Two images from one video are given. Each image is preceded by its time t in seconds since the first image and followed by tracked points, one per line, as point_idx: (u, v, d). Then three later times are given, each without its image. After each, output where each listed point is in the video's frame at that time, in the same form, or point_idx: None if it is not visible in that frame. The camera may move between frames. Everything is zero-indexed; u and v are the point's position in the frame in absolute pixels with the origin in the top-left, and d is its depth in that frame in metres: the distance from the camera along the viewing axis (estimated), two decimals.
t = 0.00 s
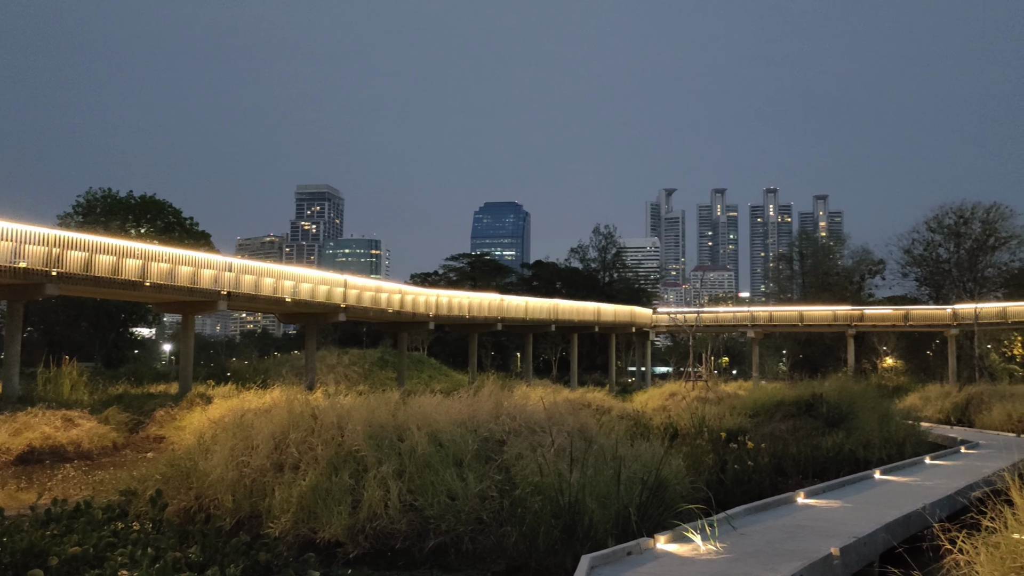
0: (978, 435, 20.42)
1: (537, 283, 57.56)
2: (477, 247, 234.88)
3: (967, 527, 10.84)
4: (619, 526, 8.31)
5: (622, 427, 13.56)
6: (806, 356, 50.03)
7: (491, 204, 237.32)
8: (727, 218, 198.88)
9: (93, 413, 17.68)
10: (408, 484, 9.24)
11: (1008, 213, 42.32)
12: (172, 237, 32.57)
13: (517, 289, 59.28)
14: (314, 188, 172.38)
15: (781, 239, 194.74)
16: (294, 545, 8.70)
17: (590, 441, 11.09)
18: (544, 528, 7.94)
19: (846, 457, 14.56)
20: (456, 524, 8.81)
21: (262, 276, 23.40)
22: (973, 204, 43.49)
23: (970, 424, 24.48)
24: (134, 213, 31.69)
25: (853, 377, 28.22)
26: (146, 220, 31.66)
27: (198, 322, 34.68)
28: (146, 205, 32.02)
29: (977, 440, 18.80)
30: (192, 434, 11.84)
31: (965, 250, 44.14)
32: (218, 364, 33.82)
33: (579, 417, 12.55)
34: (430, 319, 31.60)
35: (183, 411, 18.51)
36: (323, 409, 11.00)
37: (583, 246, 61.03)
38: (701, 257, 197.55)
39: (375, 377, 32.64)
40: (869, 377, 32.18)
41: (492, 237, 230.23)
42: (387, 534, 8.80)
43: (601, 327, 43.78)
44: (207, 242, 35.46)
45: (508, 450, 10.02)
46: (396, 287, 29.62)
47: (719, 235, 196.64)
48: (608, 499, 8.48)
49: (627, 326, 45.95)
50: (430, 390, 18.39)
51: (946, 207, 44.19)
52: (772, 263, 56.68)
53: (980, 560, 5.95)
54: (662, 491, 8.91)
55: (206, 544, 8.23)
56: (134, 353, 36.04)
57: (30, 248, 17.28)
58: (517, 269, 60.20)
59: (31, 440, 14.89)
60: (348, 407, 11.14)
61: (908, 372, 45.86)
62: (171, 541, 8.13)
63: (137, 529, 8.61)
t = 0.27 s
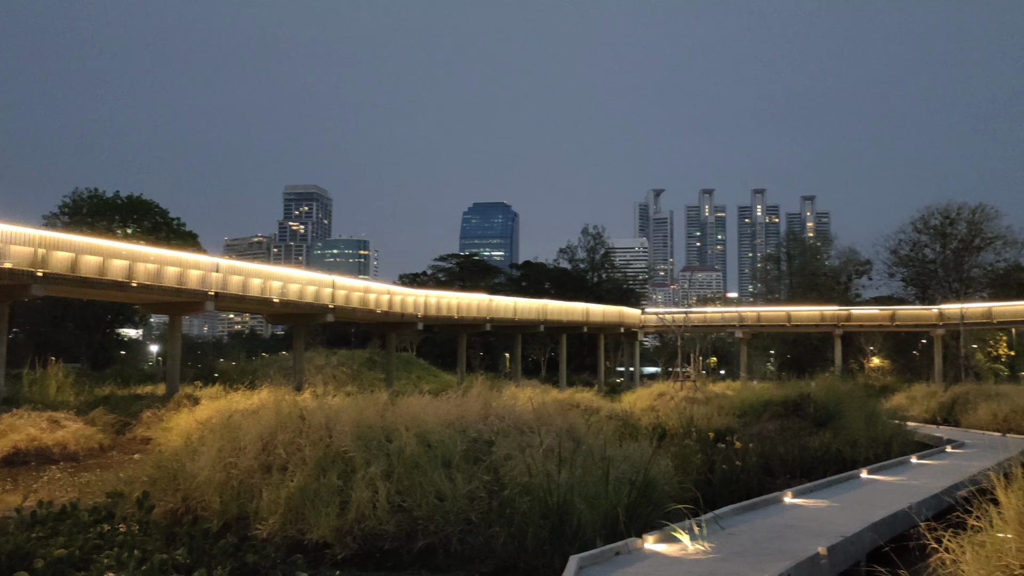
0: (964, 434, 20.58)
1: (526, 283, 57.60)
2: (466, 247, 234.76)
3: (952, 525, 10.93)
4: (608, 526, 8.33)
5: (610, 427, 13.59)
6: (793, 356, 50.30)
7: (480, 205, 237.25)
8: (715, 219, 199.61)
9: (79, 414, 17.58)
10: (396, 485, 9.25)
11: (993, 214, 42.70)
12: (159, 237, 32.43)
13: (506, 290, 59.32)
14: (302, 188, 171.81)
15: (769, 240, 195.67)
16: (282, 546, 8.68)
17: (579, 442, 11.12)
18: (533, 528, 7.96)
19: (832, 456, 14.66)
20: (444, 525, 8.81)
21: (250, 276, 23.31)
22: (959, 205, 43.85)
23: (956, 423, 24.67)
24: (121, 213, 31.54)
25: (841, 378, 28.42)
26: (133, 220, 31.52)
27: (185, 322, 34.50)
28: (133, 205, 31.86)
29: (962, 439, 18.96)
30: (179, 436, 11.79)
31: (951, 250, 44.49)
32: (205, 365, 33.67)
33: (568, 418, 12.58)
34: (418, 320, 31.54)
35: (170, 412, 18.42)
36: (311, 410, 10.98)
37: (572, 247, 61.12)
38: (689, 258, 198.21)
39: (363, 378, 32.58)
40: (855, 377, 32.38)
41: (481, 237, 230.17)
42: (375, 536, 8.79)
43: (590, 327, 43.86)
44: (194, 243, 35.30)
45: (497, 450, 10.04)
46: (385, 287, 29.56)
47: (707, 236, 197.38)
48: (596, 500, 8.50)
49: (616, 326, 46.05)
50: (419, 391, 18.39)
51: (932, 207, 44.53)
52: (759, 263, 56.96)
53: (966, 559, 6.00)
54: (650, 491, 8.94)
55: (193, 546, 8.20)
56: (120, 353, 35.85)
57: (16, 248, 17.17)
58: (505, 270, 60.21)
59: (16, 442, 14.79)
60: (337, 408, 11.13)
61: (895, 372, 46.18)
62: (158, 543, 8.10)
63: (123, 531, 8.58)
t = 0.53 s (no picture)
0: (944, 433, 20.82)
1: (510, 284, 57.63)
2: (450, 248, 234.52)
3: (932, 524, 11.07)
4: (591, 526, 8.37)
5: (594, 427, 13.65)
6: (776, 356, 50.67)
7: (464, 205, 237.10)
8: (698, 219, 200.60)
9: (59, 416, 17.42)
10: (380, 485, 9.25)
11: (973, 214, 43.25)
12: (140, 238, 32.18)
13: (490, 290, 59.34)
14: (285, 188, 170.96)
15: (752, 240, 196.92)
16: (264, 548, 8.66)
17: (563, 442, 11.17)
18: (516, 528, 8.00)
19: (814, 455, 14.81)
20: (427, 526, 8.81)
21: (233, 276, 23.18)
22: (939, 206, 44.37)
23: (936, 422, 24.96)
24: (102, 213, 31.27)
25: (822, 377, 28.67)
26: (114, 220, 31.27)
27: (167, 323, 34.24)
28: (114, 205, 31.60)
29: (942, 438, 19.19)
30: (160, 437, 11.72)
31: (931, 250, 44.98)
32: (186, 366, 33.42)
33: (552, 418, 12.62)
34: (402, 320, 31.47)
35: (151, 413, 18.28)
36: (294, 411, 10.96)
37: (555, 247, 61.22)
38: (672, 258, 199.05)
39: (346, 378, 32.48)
40: (837, 376, 32.68)
41: (465, 237, 230.01)
42: (358, 537, 8.78)
43: (574, 328, 43.97)
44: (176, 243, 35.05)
45: (480, 451, 10.06)
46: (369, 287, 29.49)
47: (690, 236, 198.34)
48: (580, 500, 8.54)
49: (600, 326, 46.18)
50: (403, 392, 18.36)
51: (913, 208, 45.04)
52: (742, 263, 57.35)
53: (946, 556, 6.08)
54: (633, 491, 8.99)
55: (174, 548, 8.16)
56: (101, 354, 35.55)
57: None
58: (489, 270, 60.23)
59: None
60: (319, 409, 11.11)
61: (876, 371, 46.65)
62: (139, 545, 8.07)
63: (104, 533, 8.53)
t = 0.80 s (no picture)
0: (917, 431, 21.12)
1: (488, 284, 57.62)
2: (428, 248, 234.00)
3: (905, 522, 11.23)
4: (567, 526, 8.42)
5: (572, 427, 13.71)
6: (752, 356, 51.14)
7: (442, 205, 236.70)
8: (676, 220, 201.86)
9: (30, 418, 17.18)
10: (356, 487, 9.24)
11: (945, 215, 43.94)
12: (114, 238, 31.81)
13: (468, 291, 59.28)
14: (261, 187, 169.68)
15: (728, 240, 198.50)
16: (240, 550, 8.62)
17: (540, 442, 11.21)
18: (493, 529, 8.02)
19: (789, 455, 14.97)
20: (404, 527, 8.81)
21: (208, 277, 22.97)
22: (912, 207, 45.01)
23: (910, 421, 25.31)
24: (74, 213, 30.87)
25: (798, 377, 28.98)
26: (87, 220, 30.88)
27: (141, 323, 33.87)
28: (87, 205, 31.20)
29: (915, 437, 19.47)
30: (133, 439, 11.61)
31: (904, 251, 45.60)
32: (161, 367, 33.05)
33: (529, 418, 12.66)
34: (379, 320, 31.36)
35: (125, 415, 18.08)
36: (270, 413, 10.91)
37: (533, 248, 61.30)
38: (650, 258, 200.03)
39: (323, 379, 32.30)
40: (813, 376, 33.04)
41: (443, 238, 229.61)
42: (334, 538, 8.76)
43: (552, 328, 44.07)
44: (151, 243, 34.68)
45: (457, 452, 10.07)
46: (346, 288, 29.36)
47: (667, 237, 199.48)
48: (556, 500, 8.58)
49: (577, 327, 46.30)
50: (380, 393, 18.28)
51: (886, 209, 45.66)
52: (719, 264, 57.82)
53: (918, 555, 6.14)
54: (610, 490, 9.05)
55: (147, 551, 8.10)
56: (74, 355, 35.10)
57: None
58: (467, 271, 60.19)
59: None
60: (295, 410, 11.07)
61: (851, 371, 47.22)
62: (111, 548, 8.00)
63: (76, 537, 8.45)
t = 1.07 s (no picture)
0: (892, 431, 21.40)
1: (468, 284, 57.60)
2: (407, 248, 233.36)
3: (880, 521, 11.38)
4: (547, 528, 8.45)
5: (551, 428, 13.76)
6: (730, 356, 51.53)
7: (421, 206, 236.24)
8: (655, 221, 202.93)
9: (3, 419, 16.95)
10: (334, 488, 9.23)
11: (920, 217, 44.61)
12: (89, 237, 31.44)
13: (447, 291, 59.21)
14: (239, 187, 168.38)
15: (707, 242, 199.83)
16: (216, 551, 8.58)
17: (519, 442, 11.25)
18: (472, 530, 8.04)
19: (767, 454, 15.13)
20: (382, 528, 8.80)
21: (185, 277, 22.79)
22: (888, 209, 45.63)
23: (885, 421, 25.66)
24: (48, 212, 30.48)
25: (776, 377, 29.26)
26: (62, 219, 30.50)
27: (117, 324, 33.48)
28: (61, 203, 30.82)
29: (890, 436, 19.74)
30: (109, 440, 11.51)
31: (880, 252, 46.17)
32: (136, 368, 32.70)
33: (508, 419, 12.69)
34: (358, 321, 31.24)
35: (100, 416, 17.89)
36: (247, 413, 10.86)
37: (513, 248, 61.35)
38: (629, 259, 200.90)
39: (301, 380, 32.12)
40: (790, 376, 33.38)
41: (422, 238, 229.06)
42: (312, 539, 8.73)
43: (531, 328, 44.12)
44: (126, 242, 34.30)
45: (436, 452, 10.08)
46: (324, 288, 29.23)
47: (646, 238, 200.50)
48: (535, 500, 8.61)
49: (557, 327, 46.40)
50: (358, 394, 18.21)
51: (863, 211, 46.24)
52: (698, 265, 58.23)
53: (894, 556, 6.21)
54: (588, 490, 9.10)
55: (122, 553, 8.04)
56: (47, 355, 34.66)
57: None
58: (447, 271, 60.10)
59: None
60: (273, 410, 11.03)
61: (827, 371, 47.74)
62: (85, 551, 7.94)
63: (49, 539, 8.37)
